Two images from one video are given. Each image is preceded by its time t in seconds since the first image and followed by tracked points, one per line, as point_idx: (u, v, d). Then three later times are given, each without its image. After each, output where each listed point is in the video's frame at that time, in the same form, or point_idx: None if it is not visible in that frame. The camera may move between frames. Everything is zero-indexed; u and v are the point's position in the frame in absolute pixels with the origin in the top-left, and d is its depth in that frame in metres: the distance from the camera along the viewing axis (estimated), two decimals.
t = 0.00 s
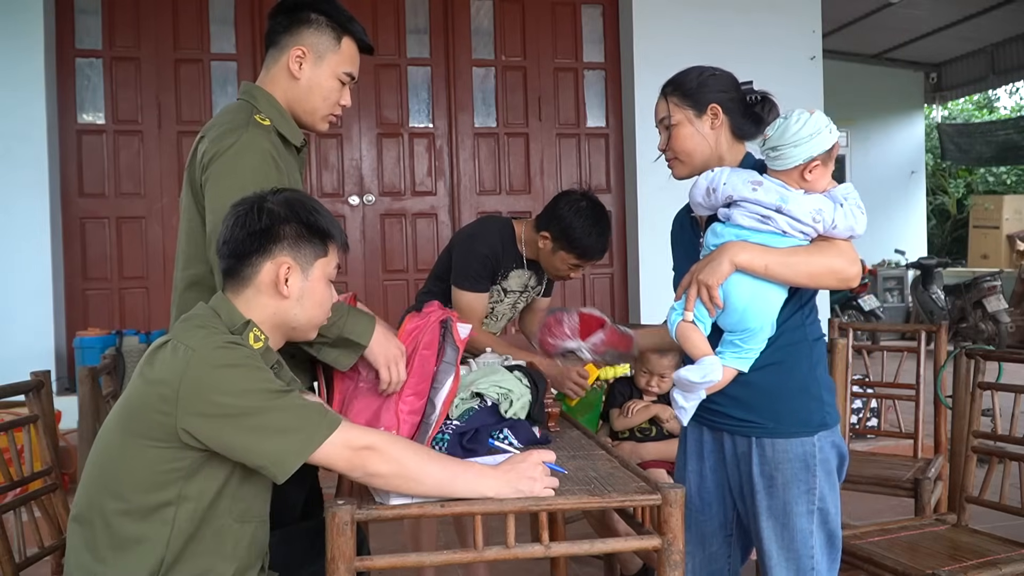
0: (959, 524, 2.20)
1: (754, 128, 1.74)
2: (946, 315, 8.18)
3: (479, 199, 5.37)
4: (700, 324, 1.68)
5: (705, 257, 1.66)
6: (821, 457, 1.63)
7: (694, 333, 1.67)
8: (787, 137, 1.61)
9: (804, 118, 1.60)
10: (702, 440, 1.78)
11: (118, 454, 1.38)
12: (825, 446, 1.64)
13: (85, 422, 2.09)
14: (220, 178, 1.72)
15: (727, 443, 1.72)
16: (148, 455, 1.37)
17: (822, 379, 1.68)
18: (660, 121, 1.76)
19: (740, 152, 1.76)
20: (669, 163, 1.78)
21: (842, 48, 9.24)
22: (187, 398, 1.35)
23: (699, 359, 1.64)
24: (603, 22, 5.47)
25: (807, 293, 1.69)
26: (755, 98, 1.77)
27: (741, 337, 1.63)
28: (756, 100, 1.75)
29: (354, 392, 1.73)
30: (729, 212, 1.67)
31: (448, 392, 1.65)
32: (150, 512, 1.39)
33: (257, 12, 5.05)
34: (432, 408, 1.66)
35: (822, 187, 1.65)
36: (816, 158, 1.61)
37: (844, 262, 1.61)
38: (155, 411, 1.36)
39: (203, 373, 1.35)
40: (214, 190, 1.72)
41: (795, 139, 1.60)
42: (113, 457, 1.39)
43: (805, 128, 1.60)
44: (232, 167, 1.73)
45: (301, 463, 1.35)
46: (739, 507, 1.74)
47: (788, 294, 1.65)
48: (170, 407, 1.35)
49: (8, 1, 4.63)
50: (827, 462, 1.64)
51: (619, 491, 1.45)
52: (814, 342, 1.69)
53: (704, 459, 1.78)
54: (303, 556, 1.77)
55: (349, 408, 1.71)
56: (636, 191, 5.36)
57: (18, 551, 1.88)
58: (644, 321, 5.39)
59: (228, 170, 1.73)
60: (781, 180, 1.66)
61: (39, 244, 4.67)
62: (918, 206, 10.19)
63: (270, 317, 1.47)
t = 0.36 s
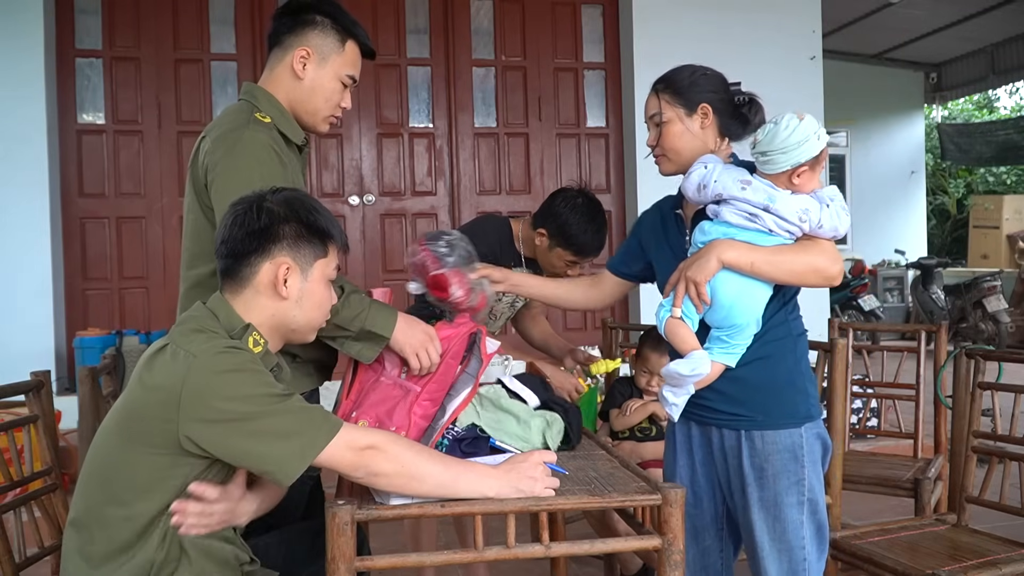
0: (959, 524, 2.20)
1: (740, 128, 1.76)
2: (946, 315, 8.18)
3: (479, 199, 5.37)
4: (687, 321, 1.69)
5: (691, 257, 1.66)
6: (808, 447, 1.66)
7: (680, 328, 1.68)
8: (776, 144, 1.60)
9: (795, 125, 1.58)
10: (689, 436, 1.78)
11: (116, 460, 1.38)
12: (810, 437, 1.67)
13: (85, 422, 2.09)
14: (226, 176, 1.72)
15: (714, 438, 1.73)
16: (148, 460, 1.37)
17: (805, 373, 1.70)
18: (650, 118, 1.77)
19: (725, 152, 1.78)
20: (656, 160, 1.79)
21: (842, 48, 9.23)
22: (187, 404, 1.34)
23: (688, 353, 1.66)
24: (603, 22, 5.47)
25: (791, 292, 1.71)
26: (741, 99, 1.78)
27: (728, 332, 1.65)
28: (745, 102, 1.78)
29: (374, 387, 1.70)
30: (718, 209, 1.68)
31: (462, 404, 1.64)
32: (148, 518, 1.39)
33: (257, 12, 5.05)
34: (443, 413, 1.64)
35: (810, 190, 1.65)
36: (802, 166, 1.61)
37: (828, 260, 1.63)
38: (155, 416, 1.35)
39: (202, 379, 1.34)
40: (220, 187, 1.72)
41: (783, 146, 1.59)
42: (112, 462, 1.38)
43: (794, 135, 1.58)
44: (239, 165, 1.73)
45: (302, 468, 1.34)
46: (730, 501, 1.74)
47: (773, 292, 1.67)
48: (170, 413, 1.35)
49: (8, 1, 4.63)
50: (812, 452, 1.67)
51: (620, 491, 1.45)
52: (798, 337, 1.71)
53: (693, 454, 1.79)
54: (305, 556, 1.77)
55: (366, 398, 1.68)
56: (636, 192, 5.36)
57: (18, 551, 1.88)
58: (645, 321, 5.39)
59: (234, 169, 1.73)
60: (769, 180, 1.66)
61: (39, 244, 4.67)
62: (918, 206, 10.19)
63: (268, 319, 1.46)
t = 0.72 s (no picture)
0: (959, 524, 2.21)
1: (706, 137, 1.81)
2: (946, 315, 8.17)
3: (479, 199, 5.36)
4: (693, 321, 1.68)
5: (696, 259, 1.65)
6: (805, 437, 1.69)
7: (687, 328, 1.67)
8: (782, 153, 1.69)
9: (797, 135, 1.68)
10: (686, 434, 1.77)
11: (112, 464, 1.36)
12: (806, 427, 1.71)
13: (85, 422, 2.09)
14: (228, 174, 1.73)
15: (713, 434, 1.73)
16: (144, 464, 1.36)
17: (794, 368, 1.74)
18: (621, 124, 1.78)
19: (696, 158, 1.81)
20: (630, 167, 1.79)
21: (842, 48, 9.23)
22: (186, 408, 1.33)
23: (698, 353, 1.65)
24: (603, 22, 5.47)
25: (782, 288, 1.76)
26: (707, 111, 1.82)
27: (730, 330, 1.66)
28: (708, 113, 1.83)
29: (367, 390, 1.73)
30: (717, 210, 1.69)
31: (460, 403, 1.63)
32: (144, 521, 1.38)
33: (257, 12, 5.05)
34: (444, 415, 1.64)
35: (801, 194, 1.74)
36: (802, 173, 1.71)
37: (818, 258, 1.68)
38: (151, 421, 1.34)
39: (199, 385, 1.33)
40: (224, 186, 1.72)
41: (789, 156, 1.68)
42: (107, 466, 1.37)
43: (800, 145, 1.68)
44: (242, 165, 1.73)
45: (303, 470, 1.34)
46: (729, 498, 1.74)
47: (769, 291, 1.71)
48: (169, 417, 1.33)
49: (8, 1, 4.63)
50: (808, 442, 1.70)
51: (619, 491, 1.45)
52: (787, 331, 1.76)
53: (689, 453, 1.78)
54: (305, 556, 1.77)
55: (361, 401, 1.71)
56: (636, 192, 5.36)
57: (18, 551, 1.88)
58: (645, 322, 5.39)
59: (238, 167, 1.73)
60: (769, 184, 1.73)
61: (40, 244, 4.67)
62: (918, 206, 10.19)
63: (257, 318, 1.46)
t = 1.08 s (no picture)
0: (959, 524, 2.20)
1: (699, 140, 1.82)
2: (946, 315, 8.17)
3: (479, 199, 5.36)
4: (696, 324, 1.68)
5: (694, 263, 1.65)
6: (803, 435, 1.70)
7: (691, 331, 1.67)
8: (786, 154, 1.70)
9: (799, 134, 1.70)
10: (685, 434, 1.77)
11: (109, 468, 1.36)
12: (805, 425, 1.71)
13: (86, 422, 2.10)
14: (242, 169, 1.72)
15: (712, 433, 1.72)
16: (142, 466, 1.35)
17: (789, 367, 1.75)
18: (615, 131, 1.78)
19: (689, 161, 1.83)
20: (628, 172, 1.79)
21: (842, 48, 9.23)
22: (184, 411, 1.32)
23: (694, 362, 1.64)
24: (603, 22, 5.47)
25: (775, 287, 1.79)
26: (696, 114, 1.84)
27: (731, 328, 1.67)
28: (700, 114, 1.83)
29: (353, 390, 1.75)
30: (720, 210, 1.69)
31: (451, 396, 1.63)
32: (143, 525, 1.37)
33: (257, 12, 5.05)
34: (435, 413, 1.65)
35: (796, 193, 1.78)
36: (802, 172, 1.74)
37: (816, 258, 1.71)
38: (149, 425, 1.33)
39: (197, 388, 1.32)
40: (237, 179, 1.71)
41: (793, 156, 1.71)
42: (104, 471, 1.36)
43: (801, 145, 1.70)
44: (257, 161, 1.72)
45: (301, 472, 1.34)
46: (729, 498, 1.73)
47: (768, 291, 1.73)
48: (166, 420, 1.33)
49: (8, 1, 4.63)
50: (806, 440, 1.71)
51: (619, 491, 1.45)
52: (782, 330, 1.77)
53: (687, 453, 1.78)
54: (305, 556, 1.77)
55: (349, 401, 1.73)
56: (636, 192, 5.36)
57: (18, 551, 1.88)
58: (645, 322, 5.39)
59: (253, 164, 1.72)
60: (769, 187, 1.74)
61: (41, 244, 4.67)
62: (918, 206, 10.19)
63: (246, 313, 1.45)
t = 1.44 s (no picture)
0: (959, 524, 2.20)
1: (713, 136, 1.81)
2: (946, 315, 8.17)
3: (479, 199, 5.37)
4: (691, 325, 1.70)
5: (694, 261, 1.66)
6: (809, 442, 1.68)
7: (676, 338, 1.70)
8: (785, 150, 1.69)
9: (802, 129, 1.68)
10: (689, 435, 1.78)
11: (108, 471, 1.35)
12: (810, 431, 1.70)
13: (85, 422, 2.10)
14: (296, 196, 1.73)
15: (715, 436, 1.73)
16: (141, 469, 1.35)
17: (799, 372, 1.73)
18: (626, 138, 1.77)
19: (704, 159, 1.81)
20: (642, 177, 1.80)
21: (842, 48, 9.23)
22: (181, 413, 1.32)
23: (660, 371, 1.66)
24: (603, 22, 5.47)
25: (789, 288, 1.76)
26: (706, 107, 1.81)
27: (733, 329, 1.66)
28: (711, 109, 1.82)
29: (345, 393, 1.69)
30: (721, 210, 1.69)
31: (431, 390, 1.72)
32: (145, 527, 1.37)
33: (257, 12, 5.05)
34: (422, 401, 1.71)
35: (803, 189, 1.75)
36: (808, 167, 1.72)
37: (823, 259, 1.68)
38: (148, 428, 1.33)
39: (193, 390, 1.32)
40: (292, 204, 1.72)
41: (794, 151, 1.68)
42: (102, 474, 1.36)
43: (801, 140, 1.68)
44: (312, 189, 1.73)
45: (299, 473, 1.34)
46: (729, 499, 1.74)
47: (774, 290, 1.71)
48: (164, 423, 1.32)
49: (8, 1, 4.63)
50: (812, 447, 1.69)
51: (619, 491, 1.45)
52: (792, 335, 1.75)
53: (690, 454, 1.78)
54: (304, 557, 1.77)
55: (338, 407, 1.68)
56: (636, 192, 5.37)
57: (18, 551, 1.88)
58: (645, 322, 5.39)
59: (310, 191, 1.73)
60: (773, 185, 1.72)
61: (41, 244, 4.67)
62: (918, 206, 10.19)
63: (239, 314, 1.45)
